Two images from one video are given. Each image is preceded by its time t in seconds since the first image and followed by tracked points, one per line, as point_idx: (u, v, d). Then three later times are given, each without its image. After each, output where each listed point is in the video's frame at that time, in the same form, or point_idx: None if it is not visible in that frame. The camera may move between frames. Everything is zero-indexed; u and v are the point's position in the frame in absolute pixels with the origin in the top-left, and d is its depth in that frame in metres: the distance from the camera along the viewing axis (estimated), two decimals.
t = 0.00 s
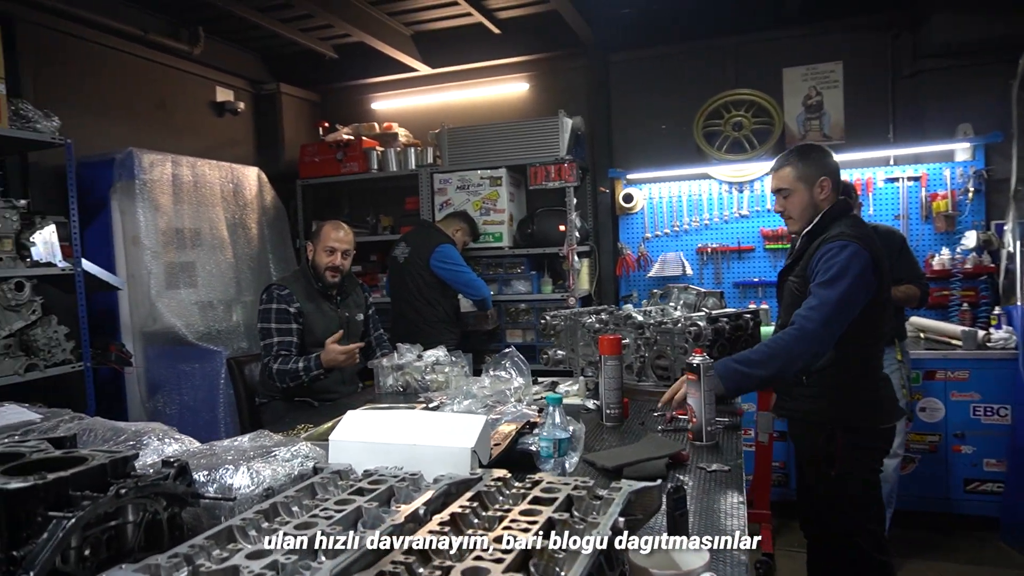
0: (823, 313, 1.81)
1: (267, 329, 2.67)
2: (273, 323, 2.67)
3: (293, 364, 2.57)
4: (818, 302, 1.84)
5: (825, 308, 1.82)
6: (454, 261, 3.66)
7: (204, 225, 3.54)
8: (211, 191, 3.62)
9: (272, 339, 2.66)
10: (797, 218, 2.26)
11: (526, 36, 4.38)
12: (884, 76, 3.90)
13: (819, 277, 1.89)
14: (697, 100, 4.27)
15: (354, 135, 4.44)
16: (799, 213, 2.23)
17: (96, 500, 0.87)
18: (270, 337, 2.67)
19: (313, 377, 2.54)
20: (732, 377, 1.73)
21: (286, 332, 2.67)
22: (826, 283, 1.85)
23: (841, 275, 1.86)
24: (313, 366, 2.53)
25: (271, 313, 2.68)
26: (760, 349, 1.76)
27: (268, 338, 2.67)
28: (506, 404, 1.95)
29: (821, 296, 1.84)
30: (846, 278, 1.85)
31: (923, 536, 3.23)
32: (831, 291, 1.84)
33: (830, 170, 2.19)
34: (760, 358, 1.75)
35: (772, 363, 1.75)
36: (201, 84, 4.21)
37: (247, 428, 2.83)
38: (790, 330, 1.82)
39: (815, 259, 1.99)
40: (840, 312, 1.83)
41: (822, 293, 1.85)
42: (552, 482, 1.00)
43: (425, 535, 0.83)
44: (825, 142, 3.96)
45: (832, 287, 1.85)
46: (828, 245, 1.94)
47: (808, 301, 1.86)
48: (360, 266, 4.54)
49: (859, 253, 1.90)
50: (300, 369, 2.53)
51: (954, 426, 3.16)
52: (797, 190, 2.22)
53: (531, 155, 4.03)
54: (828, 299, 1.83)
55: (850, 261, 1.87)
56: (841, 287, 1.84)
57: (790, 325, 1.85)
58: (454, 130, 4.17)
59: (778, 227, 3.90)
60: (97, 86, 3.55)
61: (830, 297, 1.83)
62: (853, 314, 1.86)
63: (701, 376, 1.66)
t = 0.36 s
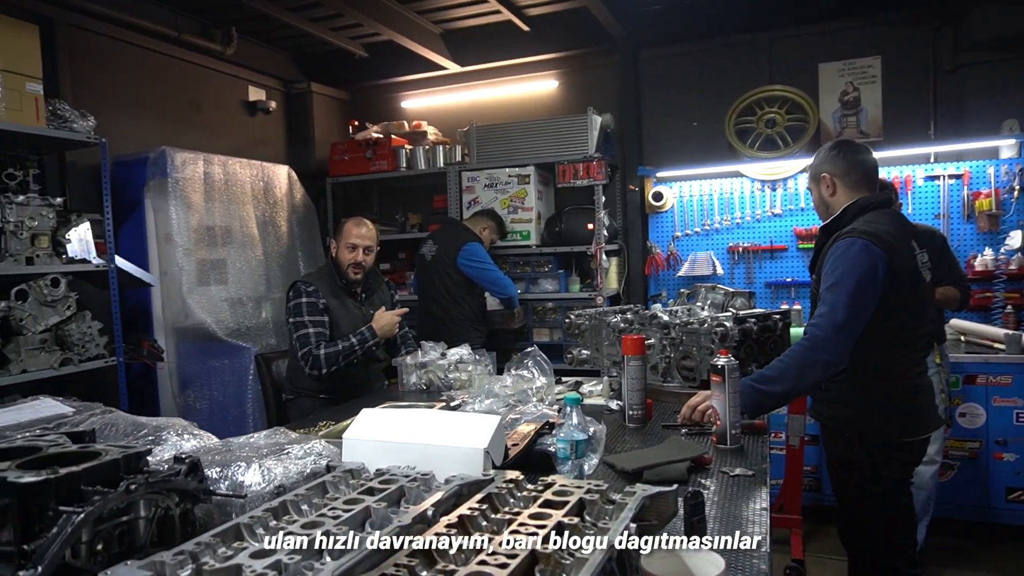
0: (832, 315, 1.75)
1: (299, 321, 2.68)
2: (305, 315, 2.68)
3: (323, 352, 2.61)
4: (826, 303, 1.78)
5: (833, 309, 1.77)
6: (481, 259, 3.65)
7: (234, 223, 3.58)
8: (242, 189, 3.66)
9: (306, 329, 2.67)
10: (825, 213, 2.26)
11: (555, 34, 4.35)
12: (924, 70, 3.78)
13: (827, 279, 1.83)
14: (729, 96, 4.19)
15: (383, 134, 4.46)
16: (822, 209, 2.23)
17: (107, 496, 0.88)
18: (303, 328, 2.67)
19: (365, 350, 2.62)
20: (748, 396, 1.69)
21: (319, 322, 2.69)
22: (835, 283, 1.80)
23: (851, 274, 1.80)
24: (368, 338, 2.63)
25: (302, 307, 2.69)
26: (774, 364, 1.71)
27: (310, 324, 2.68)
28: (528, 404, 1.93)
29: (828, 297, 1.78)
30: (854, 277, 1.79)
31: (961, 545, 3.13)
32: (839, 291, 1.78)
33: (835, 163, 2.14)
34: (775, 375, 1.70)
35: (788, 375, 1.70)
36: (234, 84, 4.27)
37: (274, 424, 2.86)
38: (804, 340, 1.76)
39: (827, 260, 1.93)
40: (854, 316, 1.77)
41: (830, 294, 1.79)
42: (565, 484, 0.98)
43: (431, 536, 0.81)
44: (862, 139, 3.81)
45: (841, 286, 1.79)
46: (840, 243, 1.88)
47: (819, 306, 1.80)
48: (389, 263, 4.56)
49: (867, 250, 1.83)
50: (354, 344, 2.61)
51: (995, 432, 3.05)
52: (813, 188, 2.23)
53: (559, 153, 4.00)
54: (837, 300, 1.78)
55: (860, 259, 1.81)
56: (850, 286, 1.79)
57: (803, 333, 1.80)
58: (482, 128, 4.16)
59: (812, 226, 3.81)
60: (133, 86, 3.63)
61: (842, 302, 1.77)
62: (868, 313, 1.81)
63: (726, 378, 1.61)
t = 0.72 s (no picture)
0: (881, 296, 1.76)
1: (308, 319, 2.71)
2: (313, 313, 2.70)
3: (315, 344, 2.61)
4: (876, 285, 1.79)
5: (885, 290, 1.77)
6: (496, 256, 3.64)
7: (252, 221, 3.61)
8: (259, 187, 3.68)
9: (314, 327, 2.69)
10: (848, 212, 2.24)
11: (570, 27, 4.32)
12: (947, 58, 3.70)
13: (868, 263, 1.83)
14: (746, 88, 4.13)
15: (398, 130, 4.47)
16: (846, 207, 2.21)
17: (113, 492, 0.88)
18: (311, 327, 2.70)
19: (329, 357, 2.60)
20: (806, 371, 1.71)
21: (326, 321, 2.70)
22: (881, 266, 1.80)
23: (894, 256, 1.80)
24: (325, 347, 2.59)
25: (311, 306, 2.72)
26: (831, 344, 1.73)
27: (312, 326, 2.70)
28: (541, 400, 1.92)
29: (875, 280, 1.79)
30: (897, 260, 1.80)
31: (986, 542, 3.07)
32: (887, 273, 1.79)
33: (860, 158, 2.14)
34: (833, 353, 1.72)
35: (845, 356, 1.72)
36: (250, 83, 4.30)
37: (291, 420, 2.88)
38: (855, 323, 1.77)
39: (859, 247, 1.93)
40: (902, 297, 1.77)
41: (877, 276, 1.80)
42: (571, 481, 0.97)
43: (434, 534, 0.81)
44: (882, 129, 3.77)
45: (886, 269, 1.80)
46: (874, 229, 1.88)
47: (865, 290, 1.80)
48: (405, 260, 4.57)
49: (903, 232, 1.85)
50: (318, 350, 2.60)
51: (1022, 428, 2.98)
52: (836, 186, 2.22)
53: (574, 147, 3.97)
54: (885, 281, 1.78)
55: (901, 241, 1.82)
56: (896, 268, 1.80)
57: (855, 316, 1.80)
58: (497, 124, 4.15)
59: (833, 218, 3.74)
60: (150, 86, 3.66)
61: (890, 284, 1.78)
62: (912, 295, 1.82)
63: (740, 373, 1.59)
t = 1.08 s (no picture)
0: (947, 286, 1.77)
1: (322, 312, 2.73)
2: (328, 306, 2.72)
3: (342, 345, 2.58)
4: (935, 274, 1.79)
5: (947, 277, 1.79)
6: (512, 246, 3.63)
7: (267, 210, 3.61)
8: (274, 176, 3.68)
9: (327, 320, 2.71)
10: (864, 208, 2.22)
11: (586, 15, 4.28)
12: (973, 43, 3.62)
13: (921, 252, 1.82)
14: (765, 75, 4.07)
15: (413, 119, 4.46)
16: (863, 203, 2.20)
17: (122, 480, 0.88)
18: (326, 319, 2.72)
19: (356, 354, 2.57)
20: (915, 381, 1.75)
21: (340, 313, 2.71)
22: (934, 254, 1.81)
23: (943, 241, 1.81)
24: (354, 345, 2.55)
25: (326, 298, 2.73)
26: (921, 348, 1.75)
27: (330, 315, 2.71)
28: (554, 390, 1.92)
29: (935, 270, 1.79)
30: (945, 242, 1.81)
31: (1006, 536, 3.03)
32: (941, 259, 1.80)
33: (878, 151, 2.14)
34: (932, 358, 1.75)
35: (932, 355, 1.75)
36: (266, 72, 4.30)
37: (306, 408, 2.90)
38: (930, 316, 1.78)
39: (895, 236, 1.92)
40: (962, 278, 1.79)
41: (935, 265, 1.80)
42: (582, 472, 0.96)
43: (442, 525, 0.80)
44: (905, 117, 3.76)
45: (940, 257, 1.80)
46: (914, 214, 1.87)
47: (929, 281, 1.79)
48: (420, 249, 4.58)
49: (938, 212, 1.87)
50: (344, 347, 2.57)
51: None
52: (852, 181, 2.20)
53: (590, 136, 3.94)
54: (944, 267, 1.80)
55: (945, 224, 1.84)
56: (948, 252, 1.81)
57: (921, 310, 1.81)
58: (512, 113, 4.13)
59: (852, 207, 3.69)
60: (166, 76, 3.67)
61: (948, 269, 1.79)
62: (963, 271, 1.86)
63: (756, 364, 1.56)
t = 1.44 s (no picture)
0: (1000, 269, 1.83)
1: (324, 303, 2.68)
2: (329, 297, 2.67)
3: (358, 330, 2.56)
4: (982, 258, 1.85)
5: (993, 259, 1.84)
6: (518, 238, 3.58)
7: (268, 203, 3.57)
8: (276, 167, 3.64)
9: (330, 312, 2.67)
10: (866, 205, 2.23)
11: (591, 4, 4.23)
12: (984, 32, 3.56)
13: (968, 238, 1.87)
14: (772, 65, 4.01)
15: (415, 110, 4.41)
16: (867, 198, 2.21)
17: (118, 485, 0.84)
18: (327, 310, 2.68)
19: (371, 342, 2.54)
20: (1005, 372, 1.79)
21: (342, 305, 2.67)
22: (977, 238, 1.86)
23: (981, 225, 1.88)
24: (371, 331, 2.52)
25: (327, 289, 2.69)
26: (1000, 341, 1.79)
27: (332, 307, 2.67)
28: (562, 386, 1.89)
29: (984, 255, 1.84)
30: (987, 226, 1.88)
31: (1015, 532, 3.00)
32: (984, 242, 1.86)
33: (880, 149, 2.19)
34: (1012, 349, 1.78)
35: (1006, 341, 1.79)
36: (267, 62, 4.26)
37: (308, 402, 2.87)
38: (990, 303, 1.82)
39: (929, 226, 1.97)
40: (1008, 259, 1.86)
41: (979, 249, 1.85)
42: (597, 476, 0.92)
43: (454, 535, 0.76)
44: (915, 106, 3.69)
45: (982, 241, 1.86)
46: (946, 202, 1.94)
47: (982, 265, 1.84)
48: (422, 241, 4.53)
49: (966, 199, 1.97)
50: (359, 336, 2.53)
51: None
52: (855, 177, 2.21)
53: (595, 126, 3.89)
54: (988, 250, 1.85)
55: (977, 210, 1.91)
56: (987, 235, 1.87)
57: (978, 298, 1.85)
58: (516, 104, 4.08)
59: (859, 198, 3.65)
60: (166, 66, 3.63)
61: (997, 251, 1.85)
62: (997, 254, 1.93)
63: (769, 360, 1.53)
